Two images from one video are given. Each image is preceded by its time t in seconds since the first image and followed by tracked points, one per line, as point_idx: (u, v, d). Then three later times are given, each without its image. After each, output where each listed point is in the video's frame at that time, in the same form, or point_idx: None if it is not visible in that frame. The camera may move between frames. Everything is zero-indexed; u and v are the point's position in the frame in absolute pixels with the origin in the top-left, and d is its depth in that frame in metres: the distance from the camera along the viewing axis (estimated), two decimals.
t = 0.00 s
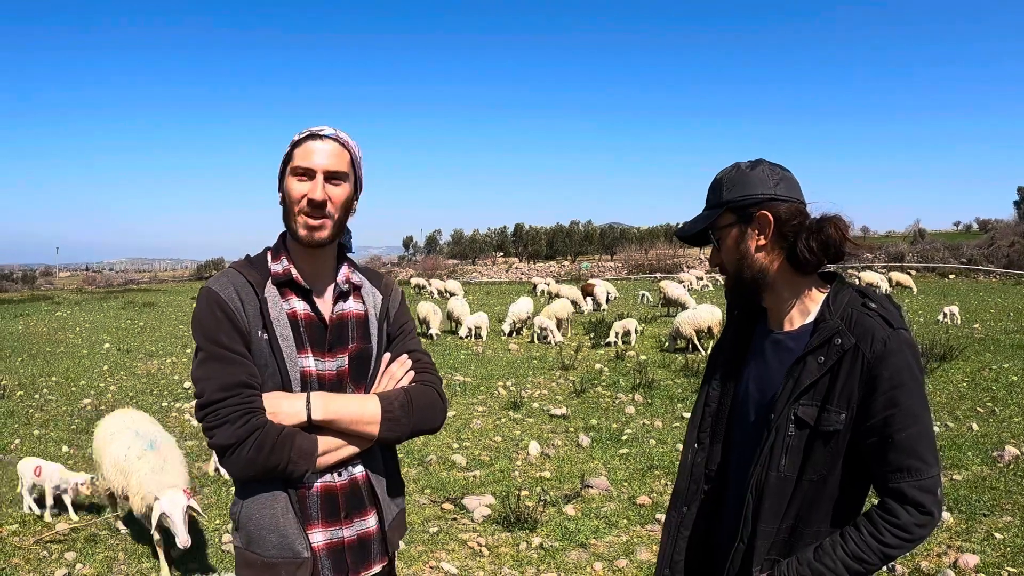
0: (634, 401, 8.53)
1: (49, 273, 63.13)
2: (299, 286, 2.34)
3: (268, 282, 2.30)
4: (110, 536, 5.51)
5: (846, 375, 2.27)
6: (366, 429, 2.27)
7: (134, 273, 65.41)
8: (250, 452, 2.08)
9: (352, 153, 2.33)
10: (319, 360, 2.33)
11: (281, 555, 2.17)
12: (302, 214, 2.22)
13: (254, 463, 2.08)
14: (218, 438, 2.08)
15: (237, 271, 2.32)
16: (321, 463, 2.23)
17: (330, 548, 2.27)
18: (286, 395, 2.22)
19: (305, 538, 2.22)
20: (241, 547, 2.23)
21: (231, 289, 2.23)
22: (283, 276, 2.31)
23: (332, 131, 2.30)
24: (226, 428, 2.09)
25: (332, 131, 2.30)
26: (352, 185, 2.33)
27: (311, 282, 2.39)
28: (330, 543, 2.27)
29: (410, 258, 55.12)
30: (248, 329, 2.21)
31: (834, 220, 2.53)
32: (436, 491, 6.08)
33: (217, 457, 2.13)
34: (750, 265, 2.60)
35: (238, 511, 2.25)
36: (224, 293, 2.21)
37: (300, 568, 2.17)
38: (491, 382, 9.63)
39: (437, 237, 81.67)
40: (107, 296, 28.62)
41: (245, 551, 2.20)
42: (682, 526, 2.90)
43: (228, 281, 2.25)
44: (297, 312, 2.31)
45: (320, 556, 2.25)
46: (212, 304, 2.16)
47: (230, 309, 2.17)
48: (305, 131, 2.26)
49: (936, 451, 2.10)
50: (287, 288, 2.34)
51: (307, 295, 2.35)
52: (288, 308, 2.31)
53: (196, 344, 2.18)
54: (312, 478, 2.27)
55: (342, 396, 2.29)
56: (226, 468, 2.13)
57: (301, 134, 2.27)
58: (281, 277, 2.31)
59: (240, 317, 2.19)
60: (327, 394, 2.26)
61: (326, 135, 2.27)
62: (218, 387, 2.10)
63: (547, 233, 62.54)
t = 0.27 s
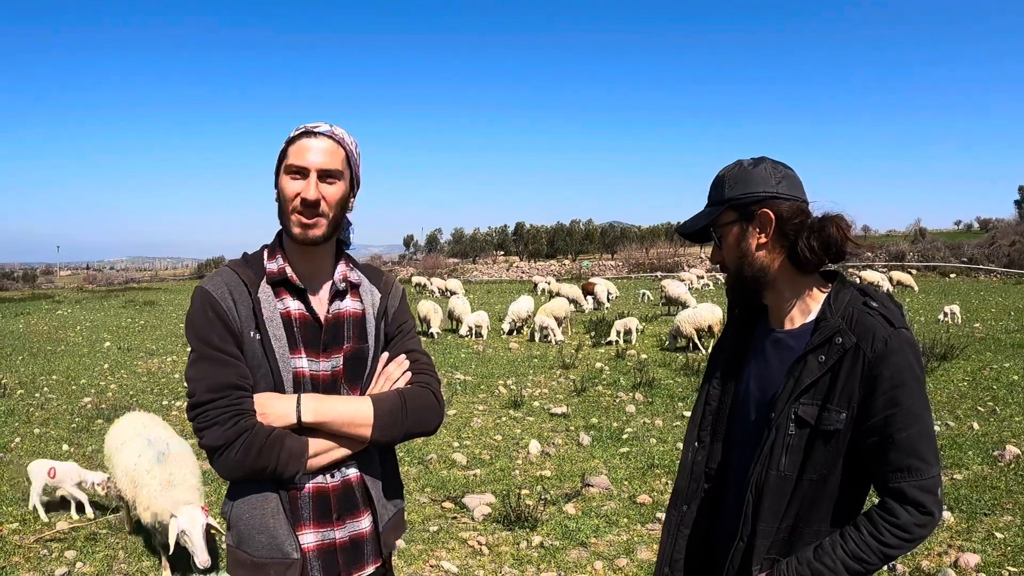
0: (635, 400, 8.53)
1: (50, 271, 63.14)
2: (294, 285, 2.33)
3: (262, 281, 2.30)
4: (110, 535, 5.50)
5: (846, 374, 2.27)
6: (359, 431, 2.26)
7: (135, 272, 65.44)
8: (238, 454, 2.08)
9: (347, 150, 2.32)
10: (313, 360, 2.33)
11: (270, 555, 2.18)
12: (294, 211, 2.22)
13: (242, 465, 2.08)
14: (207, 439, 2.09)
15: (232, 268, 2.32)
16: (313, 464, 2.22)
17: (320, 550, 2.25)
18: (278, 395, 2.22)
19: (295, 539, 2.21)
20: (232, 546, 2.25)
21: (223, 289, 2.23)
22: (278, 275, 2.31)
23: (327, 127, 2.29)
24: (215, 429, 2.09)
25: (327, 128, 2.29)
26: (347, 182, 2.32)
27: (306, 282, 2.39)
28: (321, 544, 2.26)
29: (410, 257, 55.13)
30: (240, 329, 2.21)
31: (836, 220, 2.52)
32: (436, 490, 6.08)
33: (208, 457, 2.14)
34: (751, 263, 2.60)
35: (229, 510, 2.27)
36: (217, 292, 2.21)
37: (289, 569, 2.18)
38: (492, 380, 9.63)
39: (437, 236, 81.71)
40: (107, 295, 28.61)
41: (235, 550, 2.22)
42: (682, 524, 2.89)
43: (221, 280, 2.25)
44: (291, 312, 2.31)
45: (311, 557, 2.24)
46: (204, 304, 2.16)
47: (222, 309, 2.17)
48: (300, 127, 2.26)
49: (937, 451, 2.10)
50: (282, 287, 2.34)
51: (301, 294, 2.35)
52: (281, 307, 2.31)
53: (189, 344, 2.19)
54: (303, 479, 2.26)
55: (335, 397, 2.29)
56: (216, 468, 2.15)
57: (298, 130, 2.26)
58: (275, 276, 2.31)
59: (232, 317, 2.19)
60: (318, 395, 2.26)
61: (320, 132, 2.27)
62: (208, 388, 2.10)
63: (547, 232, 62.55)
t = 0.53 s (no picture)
0: (635, 399, 8.53)
1: (50, 271, 63.16)
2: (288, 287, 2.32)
3: (256, 283, 2.29)
4: (109, 534, 5.50)
5: (847, 373, 2.27)
6: (352, 433, 2.25)
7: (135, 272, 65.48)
8: (231, 459, 2.09)
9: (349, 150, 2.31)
10: (308, 361, 2.32)
11: (265, 556, 2.17)
12: (302, 215, 2.20)
13: (234, 468, 2.09)
14: (199, 443, 2.09)
15: (227, 270, 2.31)
16: (307, 466, 2.21)
17: (315, 551, 2.25)
18: (271, 398, 2.20)
19: (290, 540, 2.21)
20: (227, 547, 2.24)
21: (217, 292, 2.23)
22: (271, 277, 2.30)
23: (329, 126, 2.25)
24: (207, 434, 2.09)
25: (329, 126, 2.25)
26: (349, 183, 2.32)
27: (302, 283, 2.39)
28: (316, 545, 2.25)
29: (410, 256, 55.14)
30: (233, 332, 2.20)
31: (837, 219, 2.50)
32: (437, 489, 6.07)
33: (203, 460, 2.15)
34: (751, 262, 2.61)
35: (224, 511, 2.27)
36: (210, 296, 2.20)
37: (284, 570, 2.17)
38: (492, 379, 9.63)
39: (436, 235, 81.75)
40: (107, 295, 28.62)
41: (230, 550, 2.22)
42: (683, 524, 2.89)
43: (216, 282, 2.25)
44: (285, 314, 2.30)
45: (305, 558, 2.23)
46: (197, 307, 2.16)
47: (214, 313, 2.17)
48: (303, 126, 2.21)
49: (938, 450, 2.10)
50: (276, 289, 2.33)
51: (296, 296, 2.34)
52: (276, 309, 2.30)
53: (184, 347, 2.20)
54: (298, 481, 2.26)
55: (329, 399, 2.28)
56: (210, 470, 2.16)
57: (299, 129, 2.21)
58: (269, 277, 2.30)
59: (225, 320, 2.19)
60: (312, 397, 2.25)
61: (324, 132, 2.23)
62: (200, 392, 2.10)
63: (547, 231, 62.56)
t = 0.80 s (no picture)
0: (634, 397, 8.52)
1: (49, 270, 63.14)
2: (289, 287, 2.30)
3: (256, 282, 2.26)
4: (109, 533, 5.51)
5: (848, 369, 2.27)
6: (356, 432, 2.26)
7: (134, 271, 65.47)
8: (239, 464, 2.07)
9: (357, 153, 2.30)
10: (309, 361, 2.31)
11: (271, 557, 2.15)
12: (316, 219, 2.17)
13: (244, 473, 2.08)
14: (207, 450, 2.07)
15: (225, 271, 2.26)
16: (312, 466, 2.21)
17: (319, 549, 2.25)
18: (275, 400, 2.20)
19: (294, 539, 2.20)
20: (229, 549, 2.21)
21: (217, 294, 2.18)
22: (271, 277, 2.27)
23: (338, 128, 2.23)
24: (215, 440, 2.07)
25: (339, 128, 2.23)
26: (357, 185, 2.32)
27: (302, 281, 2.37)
28: (320, 543, 2.25)
29: (410, 255, 55.12)
30: (235, 335, 2.17)
31: (838, 215, 2.49)
32: (436, 487, 6.07)
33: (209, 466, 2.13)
34: (752, 259, 2.61)
35: (225, 514, 2.23)
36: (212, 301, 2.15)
37: (289, 569, 2.16)
38: (491, 378, 9.63)
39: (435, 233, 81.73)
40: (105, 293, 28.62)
41: (233, 553, 2.19)
42: (683, 522, 2.89)
43: (214, 283, 2.20)
44: (286, 314, 2.28)
45: (309, 557, 2.23)
46: (196, 311, 2.11)
47: (216, 316, 2.13)
48: (314, 128, 2.17)
49: (940, 447, 2.09)
50: (275, 289, 2.30)
51: (296, 295, 2.32)
52: (276, 310, 2.28)
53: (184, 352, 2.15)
54: (302, 481, 2.25)
55: (331, 399, 2.28)
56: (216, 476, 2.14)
57: (310, 129, 2.17)
58: (268, 278, 2.27)
59: (227, 324, 2.15)
60: (315, 398, 2.25)
61: (336, 135, 2.21)
62: (206, 399, 2.07)
63: (546, 230, 62.56)
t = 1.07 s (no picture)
0: (631, 397, 8.52)
1: (46, 271, 63.03)
2: (292, 290, 2.26)
3: (261, 285, 2.20)
4: (106, 534, 5.50)
5: (846, 369, 2.27)
6: (359, 434, 2.27)
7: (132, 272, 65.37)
8: (252, 470, 2.04)
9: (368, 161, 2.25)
10: (312, 365, 2.30)
11: (275, 559, 2.15)
12: (329, 228, 2.11)
13: (256, 480, 2.05)
14: (218, 458, 2.03)
15: (227, 272, 2.19)
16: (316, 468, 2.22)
17: (322, 549, 2.24)
18: (281, 405, 2.17)
19: (297, 540, 2.19)
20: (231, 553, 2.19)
21: (223, 297, 2.12)
22: (275, 281, 2.23)
23: (352, 136, 2.17)
24: (226, 448, 2.03)
25: (353, 136, 2.17)
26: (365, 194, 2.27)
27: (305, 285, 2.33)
28: (322, 544, 2.25)
29: (408, 255, 55.13)
30: (242, 340, 2.12)
31: (837, 215, 2.50)
32: (433, 487, 6.07)
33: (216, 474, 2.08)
34: (752, 260, 2.60)
35: (227, 518, 2.19)
36: (216, 304, 2.08)
37: (292, 570, 2.16)
38: (488, 378, 9.62)
39: (433, 233, 81.70)
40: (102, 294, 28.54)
41: (236, 556, 2.17)
42: (682, 521, 2.88)
43: (218, 286, 2.13)
44: (290, 318, 2.25)
45: (312, 558, 2.22)
46: (203, 316, 2.05)
47: (223, 321, 2.07)
48: (330, 135, 2.10)
49: (938, 446, 2.09)
50: (279, 292, 2.26)
51: (300, 299, 2.28)
52: (280, 314, 2.23)
53: (187, 357, 2.08)
54: (306, 483, 2.24)
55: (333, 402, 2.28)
56: (224, 483, 2.10)
57: (324, 136, 2.10)
58: (273, 281, 2.22)
59: (234, 329, 2.10)
60: (320, 401, 2.24)
61: (351, 144, 2.15)
62: (217, 406, 2.02)
63: (544, 229, 62.57)
